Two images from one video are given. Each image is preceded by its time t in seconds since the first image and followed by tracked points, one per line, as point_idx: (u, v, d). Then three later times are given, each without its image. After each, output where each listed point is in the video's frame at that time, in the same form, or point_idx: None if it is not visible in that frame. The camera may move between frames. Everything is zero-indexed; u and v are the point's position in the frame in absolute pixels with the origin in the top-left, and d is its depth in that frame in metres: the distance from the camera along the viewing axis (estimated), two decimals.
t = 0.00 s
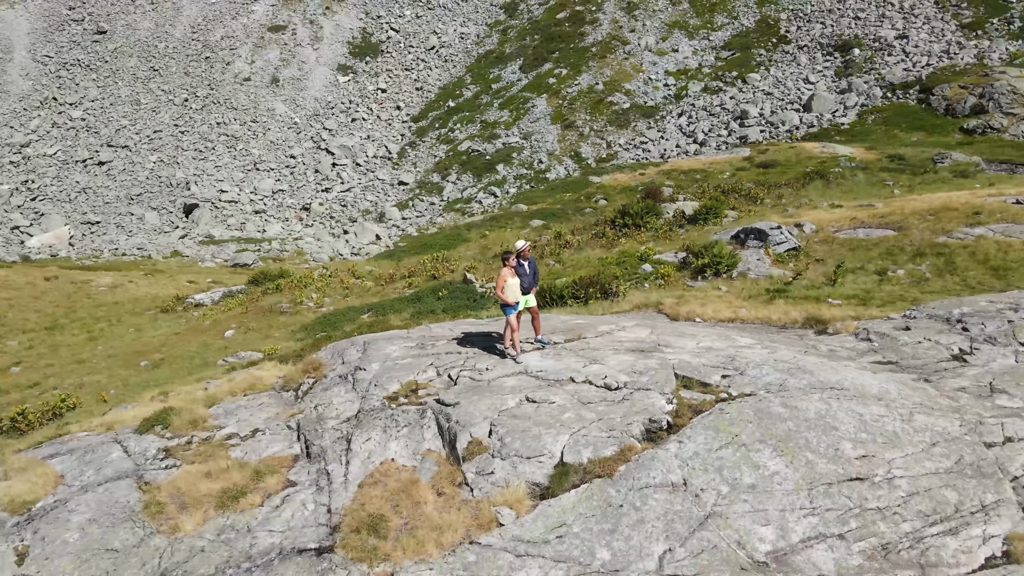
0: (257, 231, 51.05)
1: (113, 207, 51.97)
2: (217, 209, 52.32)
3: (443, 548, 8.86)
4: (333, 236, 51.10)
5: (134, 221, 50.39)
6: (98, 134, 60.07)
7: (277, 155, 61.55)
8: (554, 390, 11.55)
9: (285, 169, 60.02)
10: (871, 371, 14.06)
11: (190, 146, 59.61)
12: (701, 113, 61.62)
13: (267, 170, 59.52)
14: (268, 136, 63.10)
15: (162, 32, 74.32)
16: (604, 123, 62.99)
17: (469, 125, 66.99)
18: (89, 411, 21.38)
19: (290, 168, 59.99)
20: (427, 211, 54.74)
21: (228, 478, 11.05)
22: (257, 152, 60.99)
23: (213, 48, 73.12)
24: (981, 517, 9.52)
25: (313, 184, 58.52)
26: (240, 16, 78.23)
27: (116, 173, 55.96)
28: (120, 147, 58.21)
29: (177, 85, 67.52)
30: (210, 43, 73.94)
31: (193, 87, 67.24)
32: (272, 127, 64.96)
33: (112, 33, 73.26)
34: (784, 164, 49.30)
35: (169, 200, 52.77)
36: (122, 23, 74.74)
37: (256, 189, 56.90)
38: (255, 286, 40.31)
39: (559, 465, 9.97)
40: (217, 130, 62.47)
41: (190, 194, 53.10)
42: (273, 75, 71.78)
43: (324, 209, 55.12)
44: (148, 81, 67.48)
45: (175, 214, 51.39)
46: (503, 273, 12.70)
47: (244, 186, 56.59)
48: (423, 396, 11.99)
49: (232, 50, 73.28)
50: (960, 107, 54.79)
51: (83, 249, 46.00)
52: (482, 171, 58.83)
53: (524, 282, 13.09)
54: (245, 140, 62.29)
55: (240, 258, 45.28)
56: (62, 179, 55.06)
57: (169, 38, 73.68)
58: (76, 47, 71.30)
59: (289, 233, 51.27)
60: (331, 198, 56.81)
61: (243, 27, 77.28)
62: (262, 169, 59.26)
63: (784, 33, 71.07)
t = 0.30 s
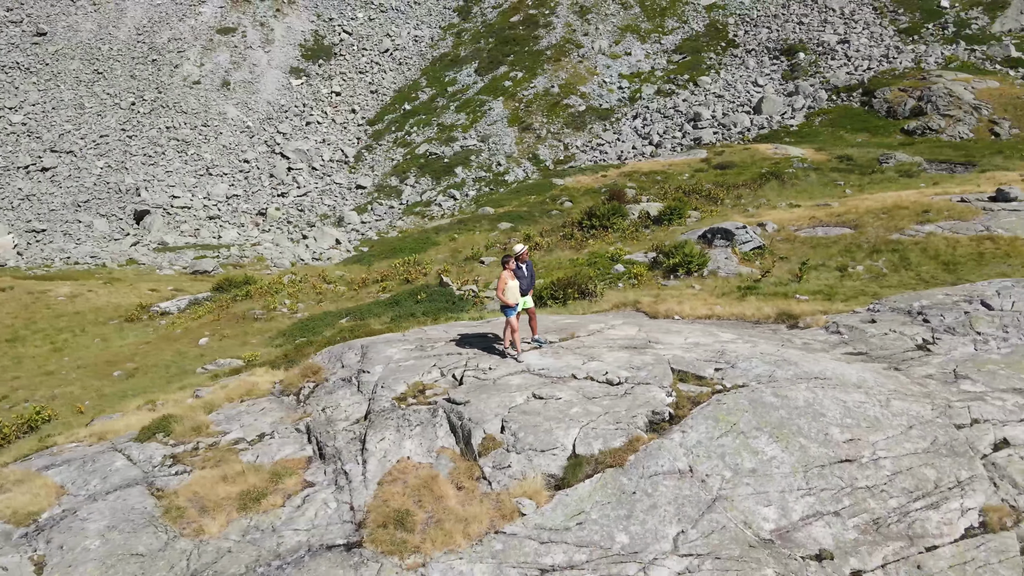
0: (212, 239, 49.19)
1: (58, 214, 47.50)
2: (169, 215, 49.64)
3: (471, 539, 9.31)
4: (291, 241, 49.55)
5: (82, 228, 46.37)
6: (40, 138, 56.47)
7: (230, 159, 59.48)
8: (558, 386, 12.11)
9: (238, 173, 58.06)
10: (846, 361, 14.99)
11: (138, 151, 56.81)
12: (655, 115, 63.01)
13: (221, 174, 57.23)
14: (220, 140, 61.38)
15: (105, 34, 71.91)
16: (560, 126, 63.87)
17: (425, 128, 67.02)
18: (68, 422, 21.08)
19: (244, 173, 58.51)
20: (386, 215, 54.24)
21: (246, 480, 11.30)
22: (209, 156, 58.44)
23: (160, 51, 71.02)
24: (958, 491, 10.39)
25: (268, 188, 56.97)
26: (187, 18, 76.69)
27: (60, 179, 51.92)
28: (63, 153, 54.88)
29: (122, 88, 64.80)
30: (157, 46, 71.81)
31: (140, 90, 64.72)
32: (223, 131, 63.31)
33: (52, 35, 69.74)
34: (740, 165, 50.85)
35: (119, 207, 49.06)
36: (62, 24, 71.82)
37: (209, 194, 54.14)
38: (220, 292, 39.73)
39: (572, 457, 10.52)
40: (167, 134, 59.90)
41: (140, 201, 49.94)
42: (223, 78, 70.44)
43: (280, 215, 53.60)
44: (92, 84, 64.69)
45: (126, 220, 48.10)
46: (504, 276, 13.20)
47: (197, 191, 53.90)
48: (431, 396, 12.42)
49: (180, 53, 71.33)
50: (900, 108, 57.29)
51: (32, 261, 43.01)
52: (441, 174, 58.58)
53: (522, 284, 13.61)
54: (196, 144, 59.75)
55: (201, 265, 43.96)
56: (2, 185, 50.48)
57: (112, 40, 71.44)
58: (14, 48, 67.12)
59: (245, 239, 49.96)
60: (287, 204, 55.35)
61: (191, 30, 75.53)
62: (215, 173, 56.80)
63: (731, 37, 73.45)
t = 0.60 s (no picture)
0: (165, 244, 47.70)
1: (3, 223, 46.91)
2: (119, 222, 48.24)
3: (496, 528, 9.81)
4: (247, 245, 48.51)
5: (27, 236, 45.95)
6: None
7: (182, 163, 57.83)
8: (563, 382, 12.67)
9: (190, 178, 56.45)
10: (821, 352, 15.94)
11: (84, 156, 55.12)
12: (612, 117, 64.08)
13: (172, 179, 55.72)
14: (171, 144, 59.51)
15: (46, 36, 69.53)
16: (518, 127, 64.28)
17: (382, 131, 66.69)
18: (47, 433, 20.65)
19: (196, 177, 56.52)
20: (345, 219, 53.64)
21: (264, 482, 11.54)
22: (160, 161, 56.96)
23: (105, 53, 68.64)
24: (936, 469, 11.30)
25: (222, 194, 55.30)
26: (131, 19, 74.14)
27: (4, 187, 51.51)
28: (7, 160, 54.06)
29: (66, 92, 62.92)
30: (101, 48, 69.35)
31: (85, 94, 62.79)
32: (174, 134, 61.19)
33: None
34: (698, 166, 52.24)
35: (66, 214, 48.58)
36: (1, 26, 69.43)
37: (160, 200, 52.90)
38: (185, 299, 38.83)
39: (583, 448, 11.10)
40: (114, 139, 58.00)
41: (88, 207, 49.25)
42: (173, 80, 67.84)
43: (236, 219, 52.07)
44: (34, 88, 62.81)
45: (73, 227, 47.13)
46: (504, 278, 13.70)
47: (147, 197, 52.68)
48: (440, 395, 12.85)
49: (126, 55, 68.85)
50: (846, 110, 59.55)
51: None
52: (398, 176, 58.30)
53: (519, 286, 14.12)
54: (145, 148, 58.06)
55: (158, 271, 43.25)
56: None
57: (54, 41, 68.97)
58: None
59: (201, 245, 48.43)
60: (243, 208, 53.69)
61: (136, 31, 73.02)
62: (166, 179, 55.46)
63: (683, 41, 75.71)
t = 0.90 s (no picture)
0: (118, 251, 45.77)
1: None
2: (68, 228, 46.35)
3: (519, 517, 10.34)
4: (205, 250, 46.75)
5: None
6: None
7: (131, 167, 56.47)
8: (566, 378, 13.28)
9: (141, 182, 55.01)
10: (798, 344, 16.87)
11: (28, 161, 53.05)
12: (569, 119, 64.90)
13: (121, 184, 53.69)
14: (120, 147, 57.72)
15: None
16: (476, 129, 64.38)
17: (339, 133, 65.89)
18: (26, 443, 20.22)
19: (147, 182, 55.13)
20: (304, 223, 52.69)
21: (283, 483, 11.84)
22: (108, 165, 54.98)
23: (46, 54, 65.71)
24: (914, 449, 12.22)
25: (176, 198, 53.93)
26: (73, 19, 70.65)
27: None
28: None
29: (6, 95, 60.23)
30: (42, 49, 66.30)
31: (25, 96, 60.13)
32: (122, 138, 59.27)
33: None
34: (659, 167, 53.46)
35: (9, 220, 46.05)
36: None
37: (111, 206, 51.28)
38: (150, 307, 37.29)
39: (592, 439, 11.73)
40: (60, 142, 56.04)
41: (33, 213, 46.89)
42: (119, 82, 65.80)
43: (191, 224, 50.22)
44: None
45: (17, 234, 44.91)
46: (504, 280, 14.20)
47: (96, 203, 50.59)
48: (447, 394, 13.34)
49: (69, 56, 66.28)
50: (796, 112, 61.62)
51: None
52: (357, 179, 57.47)
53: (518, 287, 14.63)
54: (92, 152, 55.90)
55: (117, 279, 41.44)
56: None
57: None
58: None
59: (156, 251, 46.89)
60: (197, 214, 52.77)
61: (79, 32, 69.55)
62: (116, 183, 53.38)
63: (635, 43, 77.58)
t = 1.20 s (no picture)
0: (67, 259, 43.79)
1: None
2: (14, 237, 44.67)
3: (538, 507, 10.89)
4: (161, 258, 45.32)
5: None
6: None
7: (78, 172, 54.28)
8: (568, 374, 13.92)
9: (88, 189, 52.82)
10: (776, 337, 17.83)
11: None
12: (527, 122, 65.63)
13: (68, 190, 51.95)
14: (65, 152, 55.67)
15: None
16: (435, 132, 64.42)
17: (295, 137, 65.02)
18: (8, 455, 19.84)
19: (95, 188, 52.87)
20: (262, 228, 51.76)
21: (301, 482, 12.18)
22: (54, 171, 53.35)
23: None
24: (892, 431, 13.20)
25: (126, 204, 51.98)
26: (13, 20, 68.12)
27: None
28: None
29: None
30: None
31: None
32: (67, 143, 57.07)
33: None
34: (621, 169, 54.58)
35: None
36: None
37: (57, 212, 49.13)
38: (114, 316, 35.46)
39: (600, 431, 12.38)
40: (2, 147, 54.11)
41: None
42: (62, 85, 63.27)
43: (144, 230, 49.02)
44: None
45: None
46: (504, 283, 14.57)
47: (42, 209, 48.91)
48: (454, 392, 13.84)
49: (9, 58, 64.07)
50: (748, 114, 63.62)
51: None
52: (315, 183, 56.71)
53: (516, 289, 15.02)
54: (37, 158, 54.26)
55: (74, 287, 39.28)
56: None
57: None
58: None
59: (109, 258, 45.09)
60: (151, 219, 50.80)
61: (20, 33, 67.51)
62: (62, 189, 51.72)
63: (590, 47, 78.87)
